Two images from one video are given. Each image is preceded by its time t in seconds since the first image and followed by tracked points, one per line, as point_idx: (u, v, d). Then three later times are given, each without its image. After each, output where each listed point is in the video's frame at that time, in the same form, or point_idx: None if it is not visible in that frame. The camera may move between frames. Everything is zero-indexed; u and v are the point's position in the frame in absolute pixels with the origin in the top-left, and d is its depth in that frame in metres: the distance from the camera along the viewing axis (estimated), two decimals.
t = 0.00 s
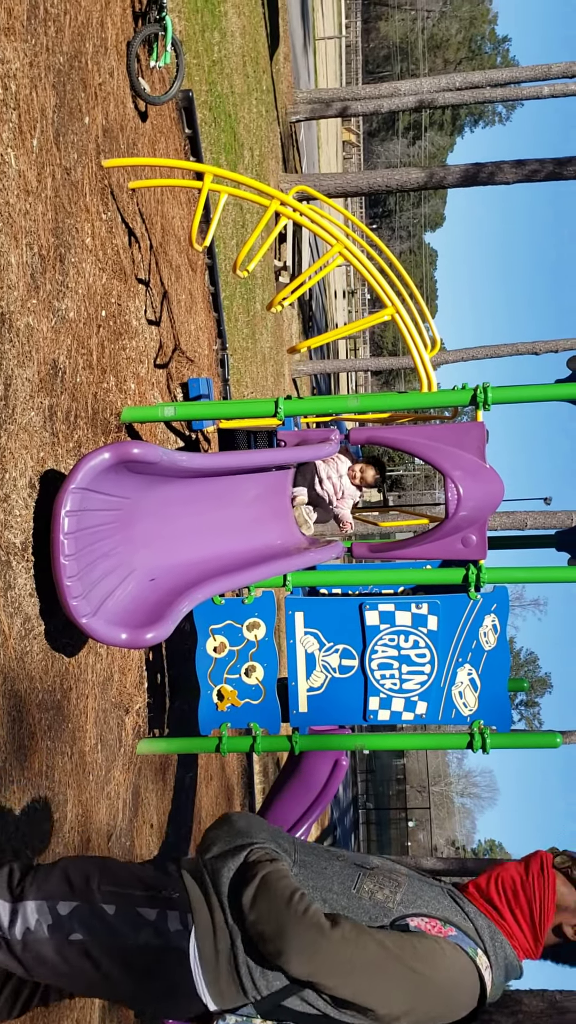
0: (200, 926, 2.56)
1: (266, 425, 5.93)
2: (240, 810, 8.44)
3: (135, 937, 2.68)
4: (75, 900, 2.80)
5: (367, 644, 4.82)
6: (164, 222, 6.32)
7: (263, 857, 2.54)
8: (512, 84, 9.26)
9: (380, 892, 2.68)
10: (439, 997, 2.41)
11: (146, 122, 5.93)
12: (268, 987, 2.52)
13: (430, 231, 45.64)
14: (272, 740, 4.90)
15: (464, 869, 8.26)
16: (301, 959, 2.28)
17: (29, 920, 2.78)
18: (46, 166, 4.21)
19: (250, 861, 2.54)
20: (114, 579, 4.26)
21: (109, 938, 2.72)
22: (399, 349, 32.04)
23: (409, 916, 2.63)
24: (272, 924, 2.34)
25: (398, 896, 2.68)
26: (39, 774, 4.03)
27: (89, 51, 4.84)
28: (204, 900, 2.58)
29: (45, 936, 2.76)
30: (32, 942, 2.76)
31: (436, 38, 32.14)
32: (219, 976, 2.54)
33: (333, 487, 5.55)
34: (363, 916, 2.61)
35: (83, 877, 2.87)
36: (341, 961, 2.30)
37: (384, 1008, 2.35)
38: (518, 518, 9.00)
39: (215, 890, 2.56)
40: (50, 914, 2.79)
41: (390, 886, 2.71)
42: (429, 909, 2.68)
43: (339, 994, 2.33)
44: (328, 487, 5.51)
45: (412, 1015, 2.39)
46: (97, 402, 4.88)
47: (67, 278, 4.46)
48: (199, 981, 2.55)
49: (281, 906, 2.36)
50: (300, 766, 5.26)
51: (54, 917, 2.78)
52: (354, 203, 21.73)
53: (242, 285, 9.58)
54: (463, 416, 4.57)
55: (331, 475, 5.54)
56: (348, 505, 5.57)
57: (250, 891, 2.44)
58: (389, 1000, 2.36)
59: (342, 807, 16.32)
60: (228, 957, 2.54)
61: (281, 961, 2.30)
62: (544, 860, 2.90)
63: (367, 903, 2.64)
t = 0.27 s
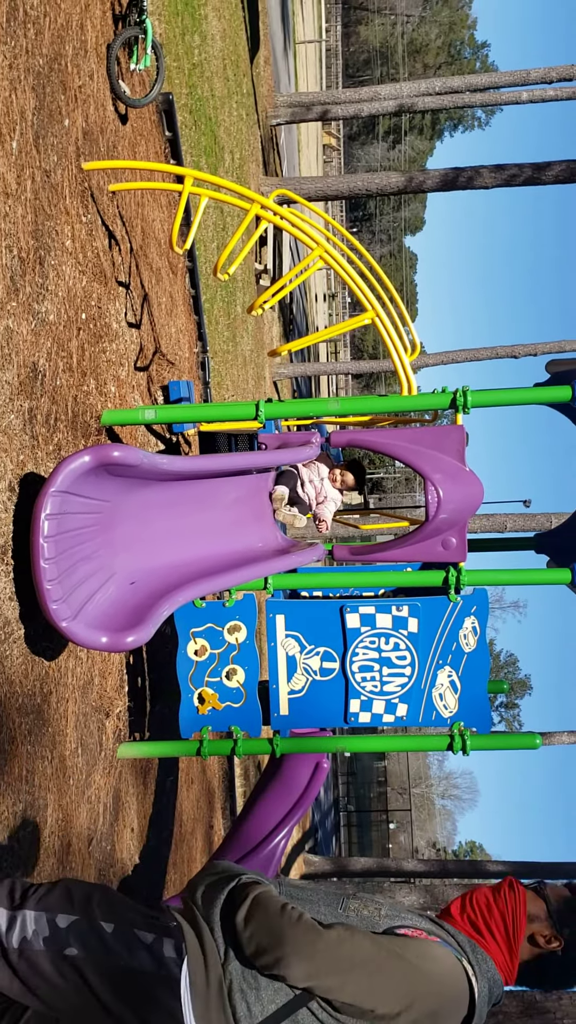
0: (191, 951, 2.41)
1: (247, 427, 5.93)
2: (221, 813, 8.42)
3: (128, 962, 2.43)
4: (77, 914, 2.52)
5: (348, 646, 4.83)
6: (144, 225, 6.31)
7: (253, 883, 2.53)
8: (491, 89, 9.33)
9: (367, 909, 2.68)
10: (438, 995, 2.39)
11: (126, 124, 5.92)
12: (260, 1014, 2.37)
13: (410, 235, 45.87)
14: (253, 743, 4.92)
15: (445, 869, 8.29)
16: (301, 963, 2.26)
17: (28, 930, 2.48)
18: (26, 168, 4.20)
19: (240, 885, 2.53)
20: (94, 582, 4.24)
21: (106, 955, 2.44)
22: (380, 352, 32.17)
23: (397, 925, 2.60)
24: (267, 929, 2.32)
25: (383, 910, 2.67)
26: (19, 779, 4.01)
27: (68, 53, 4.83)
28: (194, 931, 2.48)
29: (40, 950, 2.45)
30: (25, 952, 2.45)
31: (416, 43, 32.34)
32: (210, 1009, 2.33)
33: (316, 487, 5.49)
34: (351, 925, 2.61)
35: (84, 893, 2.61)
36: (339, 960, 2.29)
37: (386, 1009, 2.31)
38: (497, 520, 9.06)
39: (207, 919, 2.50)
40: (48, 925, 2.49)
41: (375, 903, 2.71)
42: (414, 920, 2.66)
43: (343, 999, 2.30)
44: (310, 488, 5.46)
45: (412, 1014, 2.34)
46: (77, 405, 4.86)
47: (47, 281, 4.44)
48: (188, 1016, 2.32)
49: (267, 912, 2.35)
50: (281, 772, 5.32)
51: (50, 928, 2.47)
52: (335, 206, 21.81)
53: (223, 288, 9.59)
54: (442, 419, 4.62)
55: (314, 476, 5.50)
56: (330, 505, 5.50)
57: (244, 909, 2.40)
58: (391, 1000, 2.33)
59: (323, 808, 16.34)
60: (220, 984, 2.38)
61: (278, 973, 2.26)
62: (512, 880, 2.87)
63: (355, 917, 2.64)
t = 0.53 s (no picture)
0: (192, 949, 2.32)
1: (244, 432, 5.94)
2: (218, 817, 8.41)
3: (127, 960, 2.25)
4: (75, 923, 2.34)
5: (345, 650, 4.83)
6: (141, 230, 6.33)
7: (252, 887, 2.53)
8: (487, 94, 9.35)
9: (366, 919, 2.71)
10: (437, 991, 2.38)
11: (123, 130, 5.94)
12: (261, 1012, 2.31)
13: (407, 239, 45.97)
14: (250, 748, 4.92)
15: (442, 873, 8.28)
16: (303, 950, 2.26)
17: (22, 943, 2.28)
18: (23, 174, 4.20)
19: (241, 890, 2.52)
20: (91, 587, 4.24)
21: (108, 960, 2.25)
22: (377, 356, 32.22)
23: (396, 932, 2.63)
24: (270, 923, 2.31)
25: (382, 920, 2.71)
26: (15, 783, 4.00)
27: (66, 59, 4.84)
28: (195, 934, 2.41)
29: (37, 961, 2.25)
30: (22, 967, 2.24)
31: (412, 48, 32.43)
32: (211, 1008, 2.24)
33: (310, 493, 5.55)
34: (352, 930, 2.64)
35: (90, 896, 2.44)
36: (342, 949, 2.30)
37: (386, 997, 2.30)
38: (494, 524, 9.08)
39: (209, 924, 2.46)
40: (46, 935, 2.30)
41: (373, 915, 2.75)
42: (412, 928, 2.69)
43: (341, 989, 2.29)
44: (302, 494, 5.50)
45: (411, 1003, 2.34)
46: (75, 409, 4.86)
47: (44, 286, 4.45)
48: (190, 1014, 2.20)
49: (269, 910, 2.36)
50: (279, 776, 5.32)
51: (48, 939, 2.29)
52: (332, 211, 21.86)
53: (220, 293, 9.61)
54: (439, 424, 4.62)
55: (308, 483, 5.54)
56: (325, 510, 5.50)
57: (246, 907, 2.39)
58: (390, 989, 2.32)
59: (321, 812, 16.34)
60: (221, 983, 2.30)
61: (280, 962, 2.26)
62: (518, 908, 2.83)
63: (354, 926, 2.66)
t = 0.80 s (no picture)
0: (191, 956, 2.40)
1: (245, 433, 5.94)
2: (219, 819, 8.40)
3: (123, 984, 2.35)
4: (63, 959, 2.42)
5: (346, 652, 4.83)
6: (143, 231, 6.33)
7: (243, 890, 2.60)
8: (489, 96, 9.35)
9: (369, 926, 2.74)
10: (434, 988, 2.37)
11: (124, 131, 5.94)
12: (259, 1013, 2.33)
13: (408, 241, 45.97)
14: (251, 749, 4.92)
15: (444, 875, 8.27)
16: (295, 940, 2.29)
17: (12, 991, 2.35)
18: (25, 176, 4.21)
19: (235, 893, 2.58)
20: (93, 588, 4.24)
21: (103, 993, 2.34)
22: (378, 358, 32.21)
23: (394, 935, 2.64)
24: (262, 918, 2.37)
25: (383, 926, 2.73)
26: (16, 785, 4.00)
27: (68, 61, 4.85)
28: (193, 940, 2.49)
29: (31, 1003, 2.33)
30: (17, 1010, 2.32)
31: (414, 49, 32.46)
32: (213, 1009, 2.32)
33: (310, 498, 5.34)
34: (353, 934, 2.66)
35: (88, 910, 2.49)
36: (336, 940, 2.33)
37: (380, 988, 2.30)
38: (496, 525, 9.07)
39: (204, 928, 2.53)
40: (35, 976, 2.38)
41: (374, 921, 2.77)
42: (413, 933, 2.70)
43: (335, 982, 2.29)
44: (302, 501, 5.29)
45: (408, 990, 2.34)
46: (76, 411, 4.87)
47: (46, 287, 4.45)
48: (192, 1013, 2.29)
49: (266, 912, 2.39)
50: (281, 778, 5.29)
51: (40, 980, 2.37)
52: (333, 212, 21.86)
53: (221, 294, 9.60)
54: (440, 426, 4.62)
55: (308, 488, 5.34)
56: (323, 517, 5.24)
57: (239, 906, 2.50)
58: (383, 981, 2.32)
59: (322, 814, 16.31)
60: (222, 983, 2.38)
61: (272, 954, 2.29)
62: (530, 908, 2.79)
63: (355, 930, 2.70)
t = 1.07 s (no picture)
0: (186, 968, 2.44)
1: (246, 435, 5.95)
2: (220, 820, 8.40)
3: (118, 995, 2.38)
4: (57, 970, 2.46)
5: (347, 654, 4.83)
6: (144, 233, 6.34)
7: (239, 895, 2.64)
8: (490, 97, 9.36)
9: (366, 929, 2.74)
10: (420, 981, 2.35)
11: (126, 133, 5.95)
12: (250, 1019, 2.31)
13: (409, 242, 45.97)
14: (252, 750, 4.92)
15: (445, 876, 8.27)
16: (272, 940, 2.36)
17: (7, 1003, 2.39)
18: (26, 178, 4.21)
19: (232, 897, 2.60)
20: (94, 590, 4.24)
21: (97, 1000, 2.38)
22: (379, 360, 32.23)
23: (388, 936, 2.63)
24: (243, 924, 2.46)
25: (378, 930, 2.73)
26: (18, 787, 4.00)
27: (69, 63, 4.86)
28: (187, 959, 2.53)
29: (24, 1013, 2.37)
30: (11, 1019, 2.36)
31: (415, 51, 32.49)
32: (209, 1013, 2.35)
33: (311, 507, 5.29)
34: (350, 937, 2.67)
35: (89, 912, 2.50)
36: (314, 935, 2.37)
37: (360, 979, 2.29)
38: (496, 527, 9.08)
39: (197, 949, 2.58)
40: (29, 987, 2.43)
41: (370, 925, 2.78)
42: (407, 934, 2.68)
43: (317, 980, 2.31)
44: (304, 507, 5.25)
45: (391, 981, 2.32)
46: (78, 413, 4.87)
47: (47, 289, 4.46)
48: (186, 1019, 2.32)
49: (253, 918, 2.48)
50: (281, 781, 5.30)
51: (33, 990, 2.42)
52: (334, 214, 21.87)
53: (222, 296, 9.61)
54: (441, 427, 4.63)
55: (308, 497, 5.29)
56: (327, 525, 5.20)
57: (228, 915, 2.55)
58: (366, 973, 2.31)
59: (323, 815, 16.28)
60: (217, 991, 2.40)
61: (252, 957, 2.37)
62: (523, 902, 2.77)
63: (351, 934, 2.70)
